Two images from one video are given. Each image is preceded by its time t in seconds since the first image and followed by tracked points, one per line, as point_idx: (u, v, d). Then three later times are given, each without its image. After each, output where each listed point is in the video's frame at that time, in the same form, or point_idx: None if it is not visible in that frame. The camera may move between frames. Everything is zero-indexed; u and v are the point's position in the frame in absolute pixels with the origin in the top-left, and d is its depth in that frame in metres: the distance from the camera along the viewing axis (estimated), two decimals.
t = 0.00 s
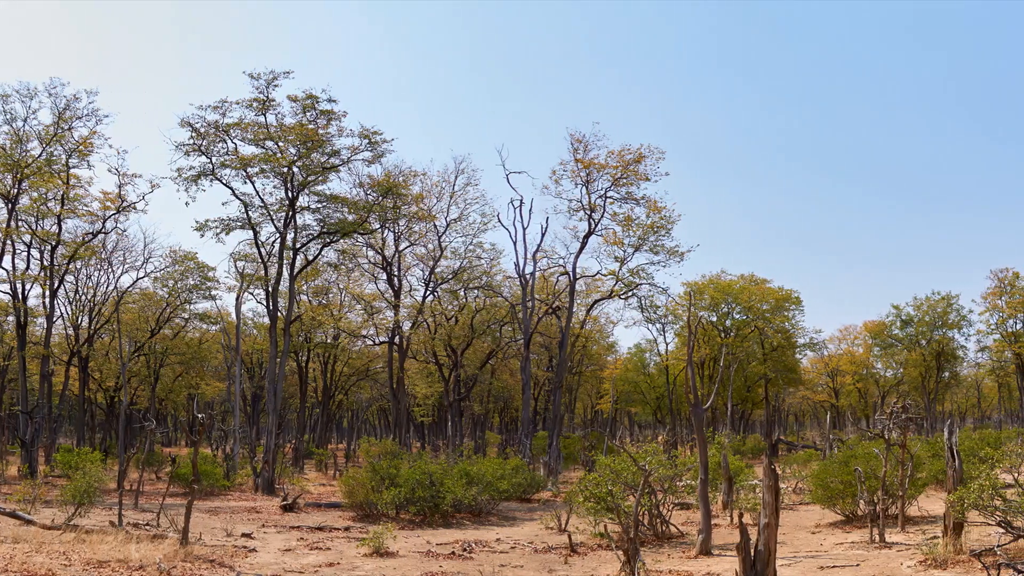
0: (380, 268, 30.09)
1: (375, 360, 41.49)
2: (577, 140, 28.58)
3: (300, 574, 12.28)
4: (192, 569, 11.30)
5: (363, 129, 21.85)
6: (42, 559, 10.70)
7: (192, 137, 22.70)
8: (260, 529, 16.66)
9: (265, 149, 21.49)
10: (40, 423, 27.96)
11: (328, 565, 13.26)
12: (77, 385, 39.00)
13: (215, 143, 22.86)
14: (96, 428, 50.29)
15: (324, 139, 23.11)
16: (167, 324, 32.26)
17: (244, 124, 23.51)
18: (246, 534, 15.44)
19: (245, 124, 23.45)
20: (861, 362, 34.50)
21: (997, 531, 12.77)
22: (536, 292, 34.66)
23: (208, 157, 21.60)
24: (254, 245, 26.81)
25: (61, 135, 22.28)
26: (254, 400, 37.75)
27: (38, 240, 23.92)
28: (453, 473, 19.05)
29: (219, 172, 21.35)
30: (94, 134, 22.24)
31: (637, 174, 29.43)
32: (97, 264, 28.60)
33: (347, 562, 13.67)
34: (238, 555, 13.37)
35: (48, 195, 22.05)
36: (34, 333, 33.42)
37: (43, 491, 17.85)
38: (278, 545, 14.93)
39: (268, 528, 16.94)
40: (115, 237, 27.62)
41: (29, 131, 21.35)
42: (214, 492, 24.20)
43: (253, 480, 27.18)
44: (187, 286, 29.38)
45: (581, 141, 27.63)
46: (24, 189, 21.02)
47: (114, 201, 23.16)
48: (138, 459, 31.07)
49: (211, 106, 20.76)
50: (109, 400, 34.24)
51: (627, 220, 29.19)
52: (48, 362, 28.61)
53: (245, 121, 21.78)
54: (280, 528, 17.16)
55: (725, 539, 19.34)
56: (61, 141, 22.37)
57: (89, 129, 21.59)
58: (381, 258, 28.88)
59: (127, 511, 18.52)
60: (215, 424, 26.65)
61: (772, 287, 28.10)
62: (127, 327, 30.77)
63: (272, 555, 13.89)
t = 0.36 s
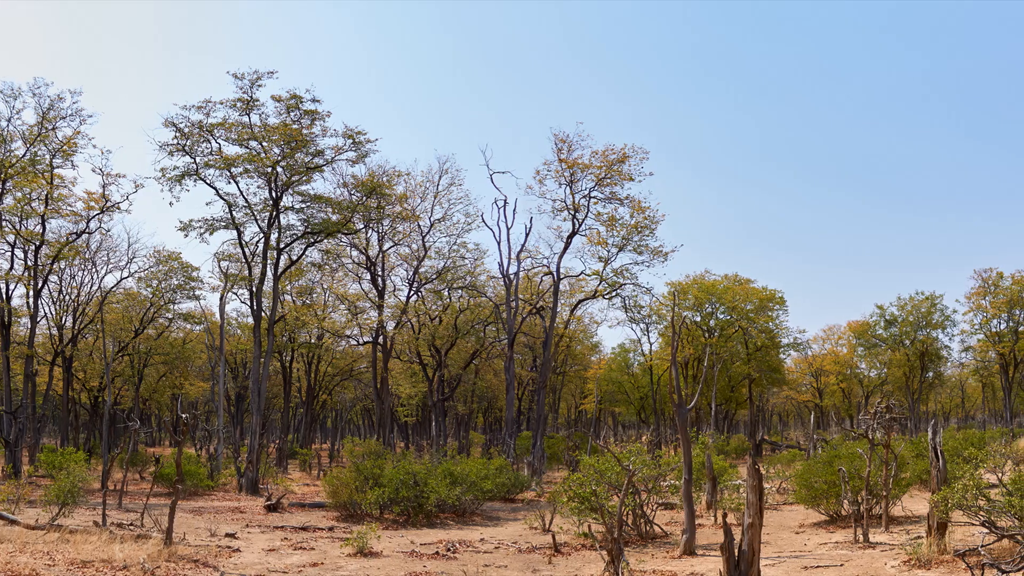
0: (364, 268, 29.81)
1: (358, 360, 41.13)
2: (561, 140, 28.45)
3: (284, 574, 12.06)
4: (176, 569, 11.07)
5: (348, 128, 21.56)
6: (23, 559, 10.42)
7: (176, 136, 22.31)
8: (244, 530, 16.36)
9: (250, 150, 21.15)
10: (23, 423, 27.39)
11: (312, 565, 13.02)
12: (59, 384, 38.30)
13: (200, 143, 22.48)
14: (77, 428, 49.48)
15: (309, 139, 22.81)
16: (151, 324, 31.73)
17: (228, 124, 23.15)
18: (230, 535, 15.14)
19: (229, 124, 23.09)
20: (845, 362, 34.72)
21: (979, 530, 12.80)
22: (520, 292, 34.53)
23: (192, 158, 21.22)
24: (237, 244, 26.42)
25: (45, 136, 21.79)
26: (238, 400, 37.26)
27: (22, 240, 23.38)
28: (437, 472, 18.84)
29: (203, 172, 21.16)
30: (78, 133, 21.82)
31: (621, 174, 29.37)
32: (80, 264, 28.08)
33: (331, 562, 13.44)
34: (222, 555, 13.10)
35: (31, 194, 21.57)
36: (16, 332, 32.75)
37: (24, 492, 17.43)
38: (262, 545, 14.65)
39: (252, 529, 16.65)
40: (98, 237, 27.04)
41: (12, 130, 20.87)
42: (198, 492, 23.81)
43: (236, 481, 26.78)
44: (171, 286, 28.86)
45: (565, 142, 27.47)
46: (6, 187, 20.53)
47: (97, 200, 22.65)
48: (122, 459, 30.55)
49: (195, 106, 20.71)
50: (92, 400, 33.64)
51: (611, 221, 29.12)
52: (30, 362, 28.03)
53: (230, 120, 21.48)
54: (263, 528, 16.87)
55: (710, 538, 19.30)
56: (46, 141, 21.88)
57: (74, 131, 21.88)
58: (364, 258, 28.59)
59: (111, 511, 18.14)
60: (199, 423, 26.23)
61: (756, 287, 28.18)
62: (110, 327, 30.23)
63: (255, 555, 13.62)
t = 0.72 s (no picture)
0: (348, 268, 29.52)
1: (343, 360, 40.76)
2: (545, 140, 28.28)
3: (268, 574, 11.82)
4: (159, 569, 10.83)
5: (332, 129, 21.26)
6: (4, 559, 10.14)
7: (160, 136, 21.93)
8: (228, 530, 16.06)
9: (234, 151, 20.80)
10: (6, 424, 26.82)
11: (295, 565, 12.76)
12: (43, 384, 37.63)
13: (184, 143, 22.09)
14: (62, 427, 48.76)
15: (292, 140, 22.49)
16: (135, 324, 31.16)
17: (212, 124, 22.77)
18: (214, 535, 14.84)
19: (213, 123, 22.73)
20: (829, 362, 34.93)
21: (963, 530, 12.84)
22: (504, 292, 34.37)
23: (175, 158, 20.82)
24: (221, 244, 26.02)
25: (29, 136, 21.32)
26: (222, 400, 36.77)
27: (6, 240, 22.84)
28: (421, 472, 18.62)
29: (186, 173, 20.54)
30: (61, 133, 21.19)
31: (605, 175, 29.28)
32: (64, 263, 27.54)
33: (314, 562, 13.20)
34: (206, 555, 12.82)
35: (14, 193, 21.07)
36: None
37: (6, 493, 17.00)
38: (245, 545, 14.37)
39: (237, 529, 16.34)
40: (82, 237, 26.48)
41: None
42: (181, 492, 23.41)
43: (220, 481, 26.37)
44: (155, 286, 28.33)
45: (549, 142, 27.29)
46: None
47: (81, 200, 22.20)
48: (106, 459, 30.03)
49: (177, 106, 20.10)
50: (76, 400, 33.06)
51: (595, 221, 29.01)
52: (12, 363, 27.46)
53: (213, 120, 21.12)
54: (247, 528, 16.57)
55: (694, 538, 19.25)
56: (30, 141, 21.36)
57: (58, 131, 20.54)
58: (348, 257, 28.28)
59: (94, 511, 17.76)
60: (182, 423, 25.78)
61: (740, 287, 28.24)
62: (93, 326, 29.69)
63: (239, 555, 13.35)
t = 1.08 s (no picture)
0: (332, 267, 29.24)
1: (327, 360, 40.37)
2: (529, 140, 28.19)
3: (251, 574, 11.59)
4: (142, 569, 10.59)
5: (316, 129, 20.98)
6: None
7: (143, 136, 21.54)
8: (212, 530, 15.77)
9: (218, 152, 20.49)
10: None
11: (279, 565, 12.52)
12: (26, 384, 36.97)
13: (168, 143, 21.70)
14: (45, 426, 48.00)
15: (276, 140, 22.21)
16: (120, 325, 30.64)
17: (196, 125, 22.40)
18: (199, 535, 14.56)
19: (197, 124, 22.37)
20: (813, 362, 35.13)
21: (946, 530, 12.86)
22: (488, 292, 34.22)
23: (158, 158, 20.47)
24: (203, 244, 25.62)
25: (11, 135, 20.77)
26: (206, 401, 36.27)
27: None
28: (405, 472, 18.37)
29: (170, 171, 20.93)
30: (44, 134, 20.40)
31: (589, 175, 29.22)
32: (47, 263, 26.98)
33: (298, 562, 12.96)
34: (189, 555, 12.55)
35: None
36: None
37: None
38: (229, 545, 14.10)
39: (221, 529, 16.05)
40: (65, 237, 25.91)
41: None
42: (165, 492, 23.01)
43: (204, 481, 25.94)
44: (138, 286, 27.84)
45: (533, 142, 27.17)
46: None
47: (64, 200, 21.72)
48: (91, 459, 29.54)
49: (163, 106, 20.35)
50: (59, 400, 32.46)
51: (578, 220, 28.95)
52: None
53: (197, 119, 20.90)
54: (231, 528, 16.29)
55: (677, 538, 19.20)
56: (13, 141, 20.81)
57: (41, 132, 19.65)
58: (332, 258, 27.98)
59: (79, 511, 17.39)
60: (165, 423, 25.35)
61: (724, 287, 28.31)
62: (77, 327, 29.15)
63: (223, 555, 13.08)
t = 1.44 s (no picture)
0: (315, 267, 28.92)
1: (311, 359, 39.94)
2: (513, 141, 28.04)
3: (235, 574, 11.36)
4: (127, 569, 10.38)
5: (300, 129, 20.66)
6: None
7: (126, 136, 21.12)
8: (196, 530, 15.46)
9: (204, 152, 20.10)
10: None
11: (264, 565, 12.27)
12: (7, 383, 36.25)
13: (152, 143, 21.25)
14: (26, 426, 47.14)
15: (260, 140, 21.89)
16: (104, 325, 30.10)
17: (180, 125, 21.99)
18: (183, 535, 14.25)
19: (181, 124, 21.96)
20: (796, 362, 35.31)
21: (929, 530, 12.89)
22: (472, 292, 34.04)
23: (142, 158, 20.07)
24: (187, 244, 25.23)
25: None
26: (189, 401, 35.74)
27: None
28: (389, 473, 18.12)
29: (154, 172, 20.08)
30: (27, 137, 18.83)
31: (573, 175, 29.15)
32: (30, 263, 26.39)
33: (282, 562, 12.72)
34: (174, 555, 12.26)
35: None
36: None
37: None
38: (213, 545, 13.82)
39: (205, 529, 15.74)
40: (48, 237, 25.34)
41: None
42: (148, 492, 22.58)
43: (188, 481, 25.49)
44: (122, 286, 27.27)
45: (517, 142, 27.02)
46: None
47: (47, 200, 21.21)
48: (75, 459, 29.03)
49: (146, 107, 19.49)
50: (42, 400, 31.84)
51: (562, 221, 28.85)
52: None
53: (181, 120, 20.50)
54: (215, 528, 15.98)
55: (661, 538, 19.16)
56: None
57: (25, 134, 17.46)
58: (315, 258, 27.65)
59: (62, 511, 17.01)
60: (149, 423, 24.89)
61: (708, 288, 28.36)
62: (61, 327, 28.61)
63: (207, 555, 12.80)
